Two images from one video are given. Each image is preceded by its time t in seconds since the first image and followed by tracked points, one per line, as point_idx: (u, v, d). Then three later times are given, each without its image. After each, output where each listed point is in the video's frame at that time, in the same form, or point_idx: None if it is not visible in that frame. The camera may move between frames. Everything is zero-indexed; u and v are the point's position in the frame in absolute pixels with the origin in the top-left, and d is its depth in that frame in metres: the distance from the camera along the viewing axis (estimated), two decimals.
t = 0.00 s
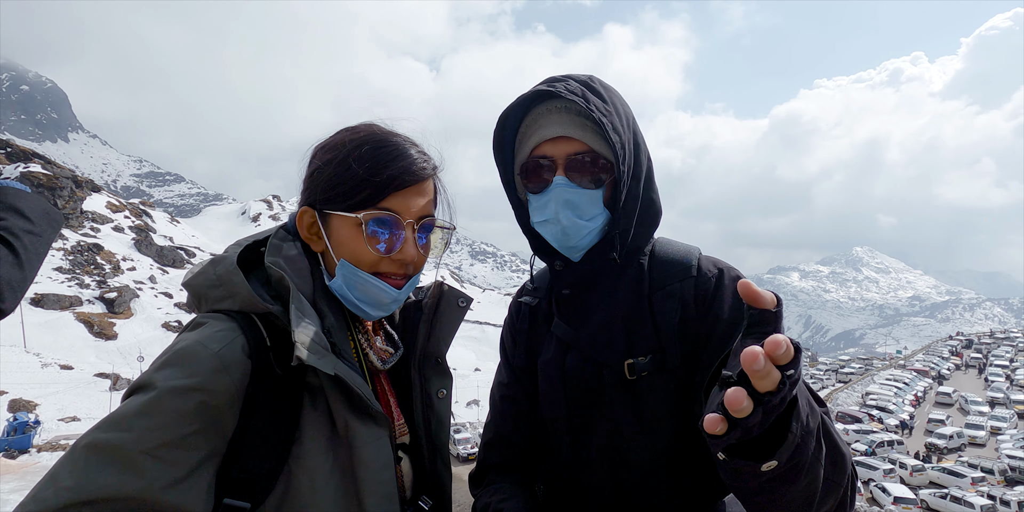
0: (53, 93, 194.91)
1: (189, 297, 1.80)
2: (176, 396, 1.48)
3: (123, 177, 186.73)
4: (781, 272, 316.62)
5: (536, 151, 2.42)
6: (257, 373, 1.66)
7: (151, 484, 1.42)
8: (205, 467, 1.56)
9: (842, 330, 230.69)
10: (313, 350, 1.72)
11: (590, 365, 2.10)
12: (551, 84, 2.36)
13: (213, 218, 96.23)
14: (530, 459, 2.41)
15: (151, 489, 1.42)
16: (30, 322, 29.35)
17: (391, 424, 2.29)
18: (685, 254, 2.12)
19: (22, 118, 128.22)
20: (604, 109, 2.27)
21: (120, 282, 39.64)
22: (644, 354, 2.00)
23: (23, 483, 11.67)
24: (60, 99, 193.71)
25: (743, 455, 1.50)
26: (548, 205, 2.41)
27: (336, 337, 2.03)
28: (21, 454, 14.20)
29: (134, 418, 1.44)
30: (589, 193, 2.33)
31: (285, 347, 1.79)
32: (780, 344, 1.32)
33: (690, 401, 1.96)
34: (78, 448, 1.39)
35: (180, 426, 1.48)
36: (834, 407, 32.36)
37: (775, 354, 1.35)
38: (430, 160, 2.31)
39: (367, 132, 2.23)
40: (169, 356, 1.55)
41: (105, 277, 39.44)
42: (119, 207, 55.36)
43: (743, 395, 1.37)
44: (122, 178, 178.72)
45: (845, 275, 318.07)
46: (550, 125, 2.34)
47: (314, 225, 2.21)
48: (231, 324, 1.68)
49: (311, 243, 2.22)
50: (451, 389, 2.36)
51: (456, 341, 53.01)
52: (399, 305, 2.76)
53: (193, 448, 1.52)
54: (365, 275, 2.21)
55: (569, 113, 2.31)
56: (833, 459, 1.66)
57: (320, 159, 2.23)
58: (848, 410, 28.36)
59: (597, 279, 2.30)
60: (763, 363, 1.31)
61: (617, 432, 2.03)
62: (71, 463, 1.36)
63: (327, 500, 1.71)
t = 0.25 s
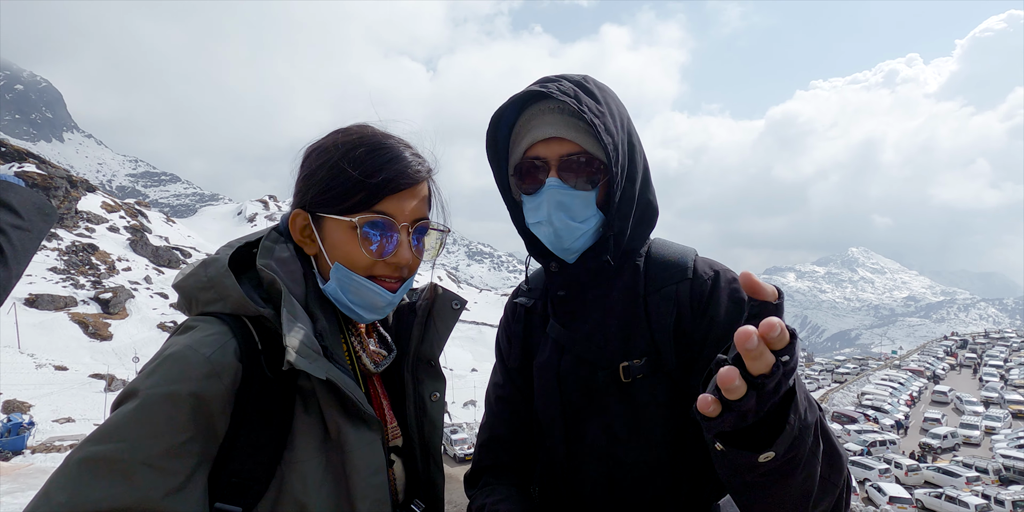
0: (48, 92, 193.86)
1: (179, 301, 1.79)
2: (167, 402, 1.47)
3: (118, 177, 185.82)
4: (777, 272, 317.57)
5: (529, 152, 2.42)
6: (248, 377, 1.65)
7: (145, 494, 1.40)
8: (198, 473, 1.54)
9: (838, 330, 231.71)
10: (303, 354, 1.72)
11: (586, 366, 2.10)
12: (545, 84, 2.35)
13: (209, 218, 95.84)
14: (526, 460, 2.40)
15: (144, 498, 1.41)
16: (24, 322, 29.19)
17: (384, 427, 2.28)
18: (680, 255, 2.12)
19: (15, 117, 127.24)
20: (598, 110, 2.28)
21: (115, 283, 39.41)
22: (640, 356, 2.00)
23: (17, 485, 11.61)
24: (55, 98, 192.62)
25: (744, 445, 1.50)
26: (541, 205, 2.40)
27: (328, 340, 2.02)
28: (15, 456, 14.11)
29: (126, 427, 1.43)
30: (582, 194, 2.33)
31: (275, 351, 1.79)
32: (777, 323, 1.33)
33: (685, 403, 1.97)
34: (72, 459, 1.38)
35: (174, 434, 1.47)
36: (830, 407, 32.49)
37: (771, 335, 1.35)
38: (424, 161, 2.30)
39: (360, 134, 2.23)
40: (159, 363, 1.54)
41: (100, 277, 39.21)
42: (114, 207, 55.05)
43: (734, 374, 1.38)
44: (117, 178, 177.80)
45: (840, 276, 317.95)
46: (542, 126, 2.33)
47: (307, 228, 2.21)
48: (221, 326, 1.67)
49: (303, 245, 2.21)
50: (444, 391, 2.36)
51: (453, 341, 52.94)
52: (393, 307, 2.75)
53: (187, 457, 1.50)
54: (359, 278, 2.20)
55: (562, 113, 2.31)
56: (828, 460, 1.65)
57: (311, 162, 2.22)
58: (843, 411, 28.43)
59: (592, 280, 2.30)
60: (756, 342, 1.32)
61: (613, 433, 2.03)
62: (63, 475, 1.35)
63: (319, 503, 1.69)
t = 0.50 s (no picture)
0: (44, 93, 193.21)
1: (181, 296, 1.78)
2: (172, 397, 1.47)
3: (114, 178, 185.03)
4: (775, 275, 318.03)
5: (526, 148, 2.44)
6: (252, 373, 1.65)
7: (159, 493, 1.41)
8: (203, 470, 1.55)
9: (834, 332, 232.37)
10: (307, 348, 1.72)
11: (584, 362, 2.11)
12: (542, 80, 2.37)
13: (205, 219, 95.59)
14: (526, 458, 2.41)
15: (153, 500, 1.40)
16: (19, 324, 29.04)
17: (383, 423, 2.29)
18: (679, 252, 2.12)
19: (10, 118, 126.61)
20: (593, 106, 2.29)
21: (111, 285, 39.25)
22: (638, 352, 2.01)
23: (14, 485, 11.56)
24: (51, 99, 192.11)
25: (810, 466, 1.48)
26: (538, 201, 2.42)
27: (331, 335, 2.03)
28: (10, 458, 14.01)
29: (135, 418, 1.43)
30: (579, 188, 2.34)
31: (279, 345, 1.79)
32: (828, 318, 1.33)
33: (683, 399, 1.98)
34: (83, 459, 1.38)
35: (182, 430, 1.47)
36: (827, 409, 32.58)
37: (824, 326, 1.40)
38: (424, 158, 2.31)
39: (360, 130, 2.22)
40: (163, 359, 1.53)
41: (96, 279, 39.05)
42: (110, 208, 54.87)
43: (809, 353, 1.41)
44: (114, 180, 177.14)
45: (837, 279, 318.08)
46: (539, 121, 2.36)
47: (310, 224, 2.20)
48: (225, 321, 1.67)
49: (305, 240, 2.21)
50: (442, 387, 2.38)
51: (450, 344, 52.84)
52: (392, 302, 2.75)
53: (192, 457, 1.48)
54: (363, 273, 2.21)
55: (559, 108, 2.33)
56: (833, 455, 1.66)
57: (310, 160, 2.20)
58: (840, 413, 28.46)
59: (592, 276, 2.31)
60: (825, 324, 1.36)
61: (612, 431, 2.04)
62: (74, 476, 1.35)
63: (321, 497, 1.70)
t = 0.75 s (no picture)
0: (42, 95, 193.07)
1: (191, 295, 1.79)
2: (184, 394, 1.48)
3: (112, 180, 184.59)
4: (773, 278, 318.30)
5: (540, 138, 2.44)
6: (263, 370, 1.67)
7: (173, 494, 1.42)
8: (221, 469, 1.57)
9: (832, 336, 232.68)
10: (317, 343, 1.74)
11: (589, 361, 2.12)
12: (559, 72, 2.40)
13: (203, 222, 95.43)
14: (528, 456, 2.41)
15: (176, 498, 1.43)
16: (15, 326, 28.91)
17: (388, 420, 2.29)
18: (684, 251, 2.13)
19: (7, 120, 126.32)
20: (607, 101, 2.30)
21: (108, 287, 39.13)
22: (641, 351, 2.02)
23: (12, 486, 11.52)
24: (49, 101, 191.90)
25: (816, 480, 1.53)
26: (549, 191, 2.41)
27: (340, 333, 2.03)
28: (5, 460, 13.94)
29: (154, 414, 1.46)
30: (591, 181, 2.35)
31: (289, 341, 1.80)
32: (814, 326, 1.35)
33: (685, 398, 2.00)
34: (104, 466, 1.40)
35: (194, 430, 1.47)
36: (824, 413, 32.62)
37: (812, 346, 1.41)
38: (430, 156, 2.32)
39: (369, 128, 2.23)
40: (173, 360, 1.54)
41: (93, 281, 38.94)
42: (108, 210, 54.76)
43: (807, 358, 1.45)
44: (111, 182, 176.78)
45: (835, 283, 318.10)
46: (553, 112, 2.38)
47: (319, 221, 2.21)
48: (236, 319, 1.68)
49: (314, 237, 2.22)
50: (445, 385, 2.39)
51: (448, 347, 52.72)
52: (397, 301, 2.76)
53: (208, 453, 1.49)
54: (370, 270, 2.22)
55: (575, 100, 2.36)
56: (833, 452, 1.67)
57: (321, 158, 2.21)
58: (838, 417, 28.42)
59: (598, 274, 2.32)
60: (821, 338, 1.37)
61: (614, 430, 2.05)
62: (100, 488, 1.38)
63: (330, 493, 1.71)
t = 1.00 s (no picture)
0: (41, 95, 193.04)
1: (198, 300, 1.79)
2: (194, 400, 1.48)
3: (111, 180, 184.30)
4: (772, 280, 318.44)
5: (544, 144, 2.45)
6: (276, 376, 1.70)
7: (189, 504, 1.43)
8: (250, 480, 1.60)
9: (831, 338, 232.85)
10: (322, 349, 1.74)
11: (593, 367, 2.13)
12: (562, 79, 2.41)
13: (203, 222, 95.32)
14: (530, 462, 2.41)
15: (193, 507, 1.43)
16: (13, 326, 28.85)
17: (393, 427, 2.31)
18: (689, 260, 2.14)
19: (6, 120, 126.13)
20: (612, 108, 2.30)
21: (106, 287, 39.06)
22: (646, 359, 2.03)
23: (12, 488, 11.49)
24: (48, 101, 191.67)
25: None
26: (552, 197, 2.41)
27: (346, 338, 2.05)
28: (3, 461, 13.89)
29: (170, 417, 1.47)
30: (594, 187, 2.35)
31: (297, 349, 1.82)
32: (800, 394, 1.38)
33: (690, 407, 2.00)
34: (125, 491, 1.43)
35: (204, 442, 1.47)
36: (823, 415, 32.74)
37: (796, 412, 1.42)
38: (435, 165, 2.35)
39: (375, 136, 2.26)
40: (186, 366, 1.55)
41: (91, 281, 38.88)
42: (107, 210, 54.74)
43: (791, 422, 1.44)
44: (110, 181, 176.51)
45: (834, 284, 318.16)
46: (556, 119, 2.39)
47: (323, 225, 2.22)
48: (247, 323, 1.70)
49: (318, 243, 2.23)
50: (450, 392, 2.39)
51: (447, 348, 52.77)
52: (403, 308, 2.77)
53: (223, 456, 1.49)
54: (370, 273, 2.24)
55: (578, 107, 2.37)
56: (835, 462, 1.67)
57: (329, 162, 2.22)
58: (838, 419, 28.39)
59: (602, 282, 2.32)
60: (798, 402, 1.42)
61: (617, 437, 2.05)
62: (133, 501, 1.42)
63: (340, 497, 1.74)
